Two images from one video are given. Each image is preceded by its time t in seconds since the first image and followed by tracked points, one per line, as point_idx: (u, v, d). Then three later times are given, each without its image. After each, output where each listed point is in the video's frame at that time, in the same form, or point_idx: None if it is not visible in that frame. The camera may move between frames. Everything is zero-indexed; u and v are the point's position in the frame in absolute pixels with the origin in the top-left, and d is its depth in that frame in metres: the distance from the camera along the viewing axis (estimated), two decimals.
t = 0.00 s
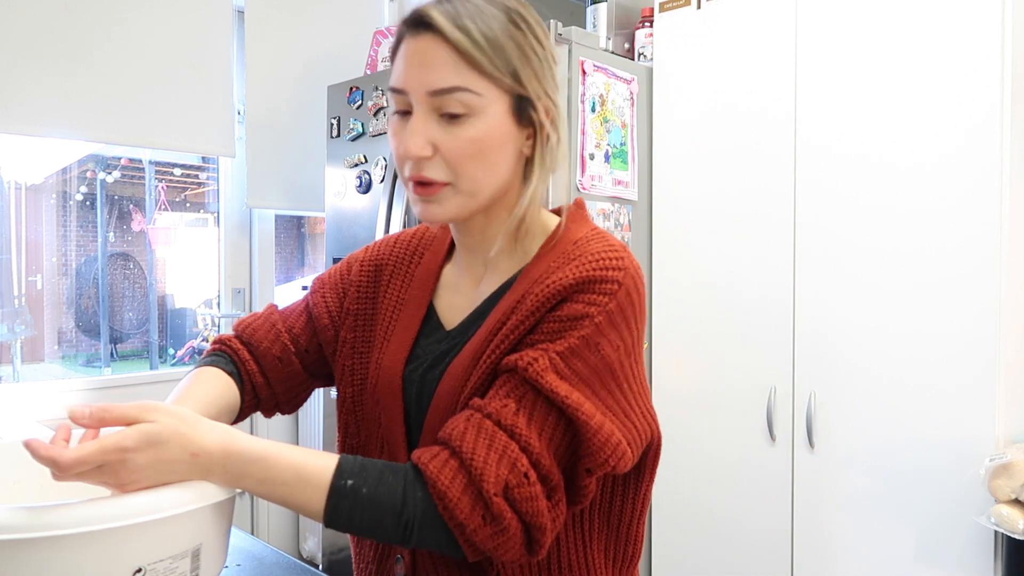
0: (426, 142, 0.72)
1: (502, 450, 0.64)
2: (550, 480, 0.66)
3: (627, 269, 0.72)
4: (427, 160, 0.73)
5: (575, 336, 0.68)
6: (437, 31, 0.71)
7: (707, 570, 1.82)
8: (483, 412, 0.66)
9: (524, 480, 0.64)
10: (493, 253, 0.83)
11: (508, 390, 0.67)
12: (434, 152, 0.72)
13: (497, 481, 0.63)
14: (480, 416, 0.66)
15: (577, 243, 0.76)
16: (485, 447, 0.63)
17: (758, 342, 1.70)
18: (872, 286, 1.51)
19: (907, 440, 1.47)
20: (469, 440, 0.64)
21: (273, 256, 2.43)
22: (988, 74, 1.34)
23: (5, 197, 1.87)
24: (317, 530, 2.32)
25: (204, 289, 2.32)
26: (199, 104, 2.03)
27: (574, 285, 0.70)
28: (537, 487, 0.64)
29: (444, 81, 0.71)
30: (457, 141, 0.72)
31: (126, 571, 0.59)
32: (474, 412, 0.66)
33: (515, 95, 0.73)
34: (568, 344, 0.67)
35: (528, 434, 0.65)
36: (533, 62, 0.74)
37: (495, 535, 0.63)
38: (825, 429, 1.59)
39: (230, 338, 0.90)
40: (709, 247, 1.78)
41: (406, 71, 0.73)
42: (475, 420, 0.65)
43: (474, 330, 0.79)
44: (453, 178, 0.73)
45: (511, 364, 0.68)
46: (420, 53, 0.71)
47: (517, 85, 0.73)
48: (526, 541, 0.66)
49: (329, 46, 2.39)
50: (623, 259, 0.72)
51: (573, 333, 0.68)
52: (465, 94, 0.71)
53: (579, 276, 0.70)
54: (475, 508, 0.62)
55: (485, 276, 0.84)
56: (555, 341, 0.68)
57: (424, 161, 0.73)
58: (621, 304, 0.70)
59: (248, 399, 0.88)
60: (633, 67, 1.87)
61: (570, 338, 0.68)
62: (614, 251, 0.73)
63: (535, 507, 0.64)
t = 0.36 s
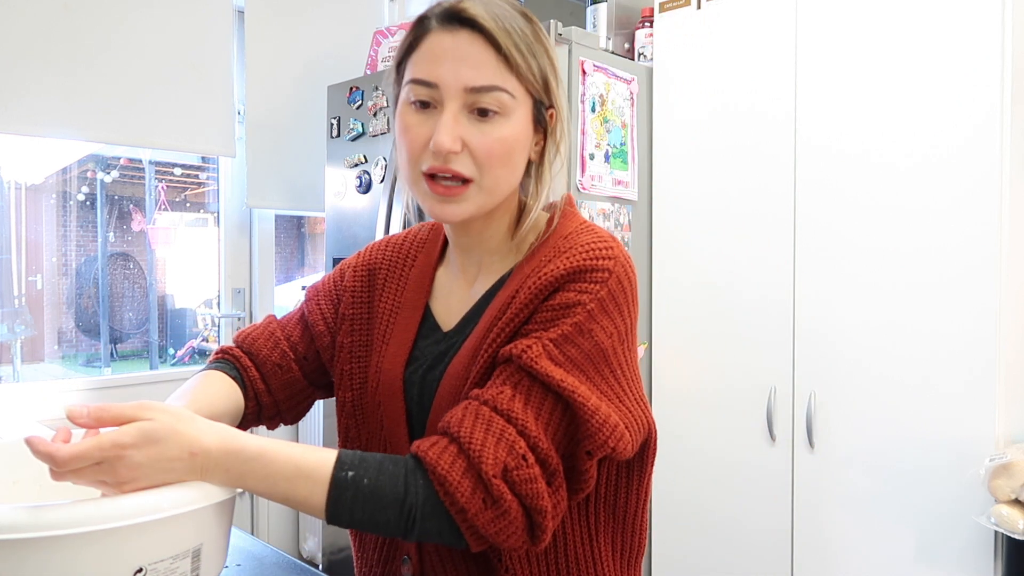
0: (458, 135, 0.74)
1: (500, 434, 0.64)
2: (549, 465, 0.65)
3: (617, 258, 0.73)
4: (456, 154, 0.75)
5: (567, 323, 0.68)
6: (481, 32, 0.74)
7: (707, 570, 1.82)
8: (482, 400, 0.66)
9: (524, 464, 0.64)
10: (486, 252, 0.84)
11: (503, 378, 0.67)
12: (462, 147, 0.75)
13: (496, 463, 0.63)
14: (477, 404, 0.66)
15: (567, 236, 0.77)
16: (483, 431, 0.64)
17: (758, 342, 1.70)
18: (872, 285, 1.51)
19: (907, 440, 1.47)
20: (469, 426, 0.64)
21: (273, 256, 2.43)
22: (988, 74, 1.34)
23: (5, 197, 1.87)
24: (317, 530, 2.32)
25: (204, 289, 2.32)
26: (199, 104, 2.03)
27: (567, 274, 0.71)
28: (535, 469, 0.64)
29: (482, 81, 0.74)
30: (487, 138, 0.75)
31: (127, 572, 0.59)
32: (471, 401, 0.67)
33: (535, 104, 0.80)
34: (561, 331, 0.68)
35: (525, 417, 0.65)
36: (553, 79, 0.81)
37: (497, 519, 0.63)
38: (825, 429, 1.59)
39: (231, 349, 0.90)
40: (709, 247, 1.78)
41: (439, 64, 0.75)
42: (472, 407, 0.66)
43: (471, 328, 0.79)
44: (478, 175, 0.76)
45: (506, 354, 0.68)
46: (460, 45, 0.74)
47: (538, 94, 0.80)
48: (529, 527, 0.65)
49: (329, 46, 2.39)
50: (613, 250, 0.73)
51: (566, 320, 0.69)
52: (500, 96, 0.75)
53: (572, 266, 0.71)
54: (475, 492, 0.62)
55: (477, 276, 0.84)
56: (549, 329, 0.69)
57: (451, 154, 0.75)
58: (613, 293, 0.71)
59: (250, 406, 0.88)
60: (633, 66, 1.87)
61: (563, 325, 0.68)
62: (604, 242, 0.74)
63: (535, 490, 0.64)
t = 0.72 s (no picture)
0: (468, 134, 0.75)
1: (500, 431, 0.64)
2: (549, 462, 0.65)
3: (615, 254, 0.73)
4: (464, 154, 0.75)
5: (566, 320, 0.68)
6: (493, 33, 0.75)
7: (707, 570, 1.82)
8: (483, 398, 0.66)
9: (525, 461, 0.64)
10: (485, 250, 0.84)
11: (503, 376, 0.67)
12: (471, 147, 0.75)
13: (497, 460, 0.63)
14: (477, 401, 0.66)
15: (565, 234, 0.77)
16: (483, 430, 0.64)
17: (758, 342, 1.70)
18: (872, 286, 1.51)
19: (907, 440, 1.47)
20: (470, 423, 0.64)
21: (273, 256, 2.43)
22: (988, 74, 1.34)
23: (4, 197, 1.87)
24: (317, 530, 2.32)
25: (204, 289, 2.32)
26: (199, 104, 2.03)
27: (565, 272, 0.71)
28: (536, 466, 0.64)
29: (492, 82, 0.75)
30: (496, 138, 0.76)
31: (127, 571, 0.59)
32: (471, 398, 0.67)
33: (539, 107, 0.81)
34: (559, 329, 0.68)
35: (525, 415, 0.65)
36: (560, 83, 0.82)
37: (498, 516, 0.63)
38: (825, 429, 1.59)
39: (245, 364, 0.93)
40: (709, 247, 1.78)
41: (450, 62, 0.75)
42: (472, 404, 0.66)
43: (470, 327, 0.79)
44: (484, 175, 0.76)
45: (505, 352, 0.68)
46: (471, 45, 0.75)
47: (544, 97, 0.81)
48: (529, 523, 0.65)
49: (329, 46, 2.39)
50: (610, 247, 0.73)
51: (564, 317, 0.69)
52: (509, 97, 0.76)
53: (570, 263, 0.71)
54: (476, 489, 0.63)
55: (475, 275, 0.85)
56: (547, 326, 0.69)
57: (461, 153, 0.75)
58: (610, 289, 0.71)
59: (255, 409, 0.89)
60: (633, 66, 1.87)
61: (561, 322, 0.68)
62: (601, 239, 0.74)
63: (536, 486, 0.64)
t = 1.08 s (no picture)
0: (479, 131, 0.75)
1: (485, 433, 0.64)
2: (533, 466, 0.66)
3: (610, 258, 0.73)
4: (474, 149, 0.75)
5: (558, 323, 0.68)
6: (508, 30, 0.76)
7: (707, 571, 1.82)
8: (470, 398, 0.67)
9: (509, 465, 0.64)
10: (490, 249, 0.83)
11: (490, 375, 0.68)
12: (481, 143, 0.76)
13: (481, 463, 0.63)
14: (464, 400, 0.67)
15: (562, 236, 0.77)
16: (469, 430, 0.64)
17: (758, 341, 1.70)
18: (872, 285, 1.51)
19: (907, 440, 1.47)
20: (456, 423, 0.64)
21: (273, 256, 2.42)
22: (988, 74, 1.34)
23: (5, 197, 1.87)
24: (317, 530, 2.32)
25: (204, 289, 2.32)
26: (199, 104, 2.03)
27: (557, 275, 0.71)
28: (520, 470, 0.64)
29: (506, 79, 0.76)
30: (506, 137, 0.76)
31: (119, 572, 0.59)
32: (458, 396, 0.67)
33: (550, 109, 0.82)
34: (550, 331, 0.68)
35: (511, 418, 0.65)
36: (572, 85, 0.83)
37: (478, 519, 0.63)
38: (825, 429, 1.59)
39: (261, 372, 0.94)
40: (709, 247, 1.78)
41: (464, 58, 0.76)
42: (459, 404, 0.66)
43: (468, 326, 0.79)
44: (493, 172, 0.77)
45: (495, 351, 0.69)
46: (487, 42, 0.76)
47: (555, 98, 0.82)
48: (511, 527, 0.65)
49: (329, 46, 2.39)
50: (606, 251, 0.73)
51: (556, 320, 0.69)
52: (522, 95, 0.77)
53: (563, 266, 0.71)
54: (458, 490, 0.63)
55: (475, 275, 0.84)
56: (538, 329, 0.69)
57: (471, 148, 0.75)
58: (604, 294, 0.71)
59: (274, 415, 0.89)
60: (633, 66, 1.87)
61: (552, 326, 0.68)
62: (597, 242, 0.74)
63: (519, 491, 0.64)
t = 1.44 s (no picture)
0: (483, 130, 0.75)
1: (486, 427, 0.64)
2: (535, 462, 0.65)
3: (613, 255, 0.73)
4: (479, 148, 0.76)
5: (560, 319, 0.68)
6: (514, 28, 0.76)
7: (707, 571, 1.82)
8: (472, 393, 0.67)
9: (510, 460, 0.64)
10: (491, 247, 0.83)
11: (493, 371, 0.68)
12: (486, 141, 0.76)
13: (481, 456, 0.63)
14: (466, 395, 0.67)
15: (564, 234, 0.77)
16: (470, 425, 0.64)
17: (758, 341, 1.70)
18: (872, 285, 1.50)
19: (908, 440, 1.46)
20: (457, 418, 0.64)
21: (273, 255, 2.42)
22: (988, 75, 1.34)
23: (5, 198, 1.87)
24: (317, 529, 2.32)
25: (204, 289, 2.32)
26: (199, 104, 2.03)
27: (561, 272, 0.71)
28: (521, 464, 0.64)
29: (512, 77, 0.76)
30: (511, 136, 0.76)
31: (117, 572, 0.59)
32: (460, 391, 0.67)
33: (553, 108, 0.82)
34: (552, 327, 0.68)
35: (513, 412, 0.65)
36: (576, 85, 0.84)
37: (478, 513, 0.63)
38: (825, 429, 1.59)
39: (257, 372, 0.93)
40: (709, 247, 1.78)
41: (469, 56, 0.76)
42: (460, 399, 0.66)
43: (468, 325, 0.79)
44: (496, 171, 0.77)
45: (497, 347, 0.69)
46: (492, 39, 0.76)
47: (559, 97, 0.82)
48: (512, 522, 0.65)
49: (329, 46, 2.39)
50: (609, 248, 0.73)
51: (559, 316, 0.69)
52: (527, 93, 0.77)
53: (565, 263, 0.71)
54: (459, 484, 0.63)
55: (475, 275, 0.84)
56: (541, 325, 0.69)
57: (475, 147, 0.75)
58: (607, 290, 0.71)
59: (272, 417, 0.89)
60: (633, 66, 1.87)
61: (555, 322, 0.68)
62: (600, 239, 0.74)
63: (520, 485, 0.63)
